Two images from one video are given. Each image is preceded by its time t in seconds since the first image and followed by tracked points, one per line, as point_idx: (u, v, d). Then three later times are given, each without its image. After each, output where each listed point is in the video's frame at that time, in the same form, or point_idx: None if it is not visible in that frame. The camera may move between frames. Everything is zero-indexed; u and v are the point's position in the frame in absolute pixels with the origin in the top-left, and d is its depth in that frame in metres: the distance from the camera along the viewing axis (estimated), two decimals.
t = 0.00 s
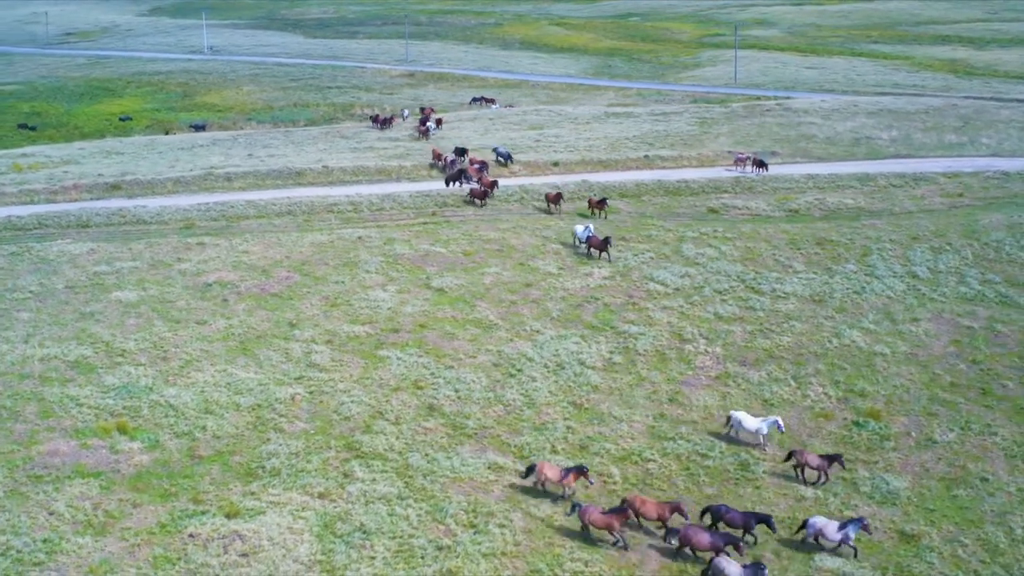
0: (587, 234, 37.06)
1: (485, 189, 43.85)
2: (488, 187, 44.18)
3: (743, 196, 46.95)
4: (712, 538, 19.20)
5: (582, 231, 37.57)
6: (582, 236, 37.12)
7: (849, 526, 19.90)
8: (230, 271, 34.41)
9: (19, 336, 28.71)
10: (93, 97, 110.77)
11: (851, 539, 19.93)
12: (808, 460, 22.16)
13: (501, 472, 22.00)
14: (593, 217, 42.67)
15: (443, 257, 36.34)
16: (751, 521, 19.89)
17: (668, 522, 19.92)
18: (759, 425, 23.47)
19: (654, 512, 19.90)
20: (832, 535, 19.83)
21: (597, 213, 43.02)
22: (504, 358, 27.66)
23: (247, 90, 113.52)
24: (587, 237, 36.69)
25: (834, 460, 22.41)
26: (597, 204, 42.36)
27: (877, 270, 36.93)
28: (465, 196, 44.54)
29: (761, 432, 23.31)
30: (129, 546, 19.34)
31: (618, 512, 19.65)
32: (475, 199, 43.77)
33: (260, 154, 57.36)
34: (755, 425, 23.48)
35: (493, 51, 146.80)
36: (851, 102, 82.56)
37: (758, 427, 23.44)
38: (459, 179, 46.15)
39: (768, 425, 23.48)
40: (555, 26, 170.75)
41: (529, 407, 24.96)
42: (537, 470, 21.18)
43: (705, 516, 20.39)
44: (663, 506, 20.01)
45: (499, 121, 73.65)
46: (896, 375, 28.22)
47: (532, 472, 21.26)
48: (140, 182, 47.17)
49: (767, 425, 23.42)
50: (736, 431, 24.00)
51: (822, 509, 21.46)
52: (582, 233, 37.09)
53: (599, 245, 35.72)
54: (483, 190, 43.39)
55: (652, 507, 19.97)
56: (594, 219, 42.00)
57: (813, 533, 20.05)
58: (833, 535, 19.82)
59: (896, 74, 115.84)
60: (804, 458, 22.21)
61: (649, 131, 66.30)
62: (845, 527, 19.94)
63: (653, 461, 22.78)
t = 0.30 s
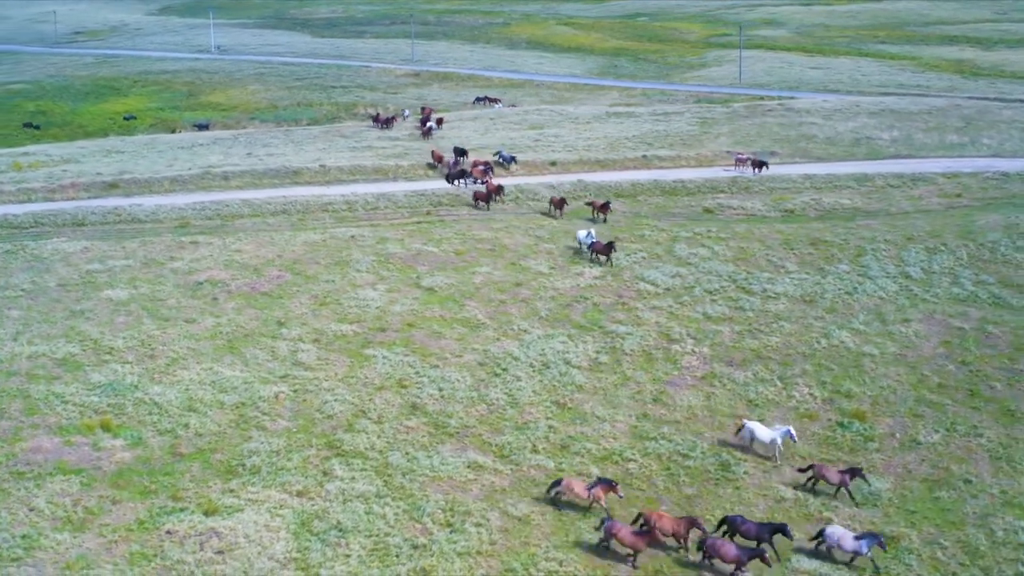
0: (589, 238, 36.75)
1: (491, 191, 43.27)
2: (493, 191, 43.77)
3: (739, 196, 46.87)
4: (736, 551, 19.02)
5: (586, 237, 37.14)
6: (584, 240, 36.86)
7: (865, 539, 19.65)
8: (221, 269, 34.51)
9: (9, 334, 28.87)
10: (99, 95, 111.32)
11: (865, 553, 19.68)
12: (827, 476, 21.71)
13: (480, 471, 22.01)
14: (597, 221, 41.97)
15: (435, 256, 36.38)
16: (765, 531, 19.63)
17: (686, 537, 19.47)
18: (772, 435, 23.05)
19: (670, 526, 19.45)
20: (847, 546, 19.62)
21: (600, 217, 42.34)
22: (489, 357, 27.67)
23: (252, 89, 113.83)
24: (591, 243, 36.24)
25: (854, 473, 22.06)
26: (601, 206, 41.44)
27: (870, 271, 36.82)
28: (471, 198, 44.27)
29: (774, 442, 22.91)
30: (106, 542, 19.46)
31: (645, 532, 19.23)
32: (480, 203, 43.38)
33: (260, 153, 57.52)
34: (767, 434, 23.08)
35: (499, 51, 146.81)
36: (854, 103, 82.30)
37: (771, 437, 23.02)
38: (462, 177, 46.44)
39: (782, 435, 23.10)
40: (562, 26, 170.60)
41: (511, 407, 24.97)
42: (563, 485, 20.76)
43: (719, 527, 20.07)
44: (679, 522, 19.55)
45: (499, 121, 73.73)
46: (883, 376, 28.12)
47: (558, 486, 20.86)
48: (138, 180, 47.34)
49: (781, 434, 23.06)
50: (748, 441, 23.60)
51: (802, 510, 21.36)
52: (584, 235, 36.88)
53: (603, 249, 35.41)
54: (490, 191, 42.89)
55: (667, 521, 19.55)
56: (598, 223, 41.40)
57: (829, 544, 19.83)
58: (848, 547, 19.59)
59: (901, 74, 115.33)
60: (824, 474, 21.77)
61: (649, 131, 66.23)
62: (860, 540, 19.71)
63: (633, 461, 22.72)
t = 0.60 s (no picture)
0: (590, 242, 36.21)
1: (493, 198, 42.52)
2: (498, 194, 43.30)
3: (735, 197, 46.78)
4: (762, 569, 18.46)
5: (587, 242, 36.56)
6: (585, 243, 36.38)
7: (883, 554, 19.01)
8: (213, 268, 34.59)
9: None
10: (104, 95, 111.85)
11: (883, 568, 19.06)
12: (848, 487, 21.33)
13: (460, 471, 22.03)
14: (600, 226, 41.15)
15: (426, 256, 36.39)
16: (783, 543, 19.15)
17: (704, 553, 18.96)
18: (784, 447, 22.80)
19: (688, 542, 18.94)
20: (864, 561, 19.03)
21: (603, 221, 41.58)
22: (475, 357, 27.69)
23: (257, 88, 114.17)
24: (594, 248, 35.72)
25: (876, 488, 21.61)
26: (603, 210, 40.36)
27: (864, 272, 36.69)
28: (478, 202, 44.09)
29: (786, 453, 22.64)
30: (85, 539, 19.56)
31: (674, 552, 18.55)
32: (486, 207, 43.02)
33: (258, 152, 57.66)
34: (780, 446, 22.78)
35: (504, 50, 146.83)
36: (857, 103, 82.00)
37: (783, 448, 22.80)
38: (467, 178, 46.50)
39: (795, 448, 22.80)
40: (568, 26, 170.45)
41: (495, 407, 24.98)
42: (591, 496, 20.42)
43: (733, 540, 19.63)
44: (697, 537, 19.04)
45: (499, 120, 73.81)
46: (870, 377, 28.01)
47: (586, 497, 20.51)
48: (135, 179, 47.50)
49: (794, 447, 22.76)
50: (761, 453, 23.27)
51: (782, 511, 21.27)
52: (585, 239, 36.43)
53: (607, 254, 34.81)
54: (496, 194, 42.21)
55: (686, 537, 19.03)
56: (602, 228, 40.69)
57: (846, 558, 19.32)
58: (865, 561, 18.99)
59: (907, 74, 114.80)
60: (843, 483, 21.46)
61: (648, 131, 66.18)
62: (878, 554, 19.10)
63: (614, 462, 22.68)
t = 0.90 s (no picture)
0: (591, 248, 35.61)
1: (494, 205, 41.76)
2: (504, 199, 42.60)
3: (731, 197, 46.70)
4: None
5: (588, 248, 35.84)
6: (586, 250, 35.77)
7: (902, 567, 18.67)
8: (205, 267, 34.70)
9: None
10: (110, 94, 112.40)
11: None
12: (870, 501, 20.99)
13: (440, 470, 22.06)
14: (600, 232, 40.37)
15: (418, 255, 36.43)
16: (799, 556, 18.90)
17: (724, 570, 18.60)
18: (797, 458, 22.46)
19: (707, 559, 18.56)
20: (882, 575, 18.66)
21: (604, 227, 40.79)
22: (461, 357, 27.71)
23: (262, 87, 114.53)
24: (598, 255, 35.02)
25: (896, 504, 21.32)
26: (606, 215, 39.48)
27: (856, 273, 36.58)
28: (482, 204, 43.64)
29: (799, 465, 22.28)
30: (63, 536, 19.67)
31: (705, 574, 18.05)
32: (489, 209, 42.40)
33: (258, 151, 57.81)
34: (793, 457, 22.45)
35: (510, 50, 146.84)
36: (860, 104, 81.72)
37: (796, 460, 22.41)
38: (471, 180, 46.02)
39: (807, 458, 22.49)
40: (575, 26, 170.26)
41: (478, 407, 24.99)
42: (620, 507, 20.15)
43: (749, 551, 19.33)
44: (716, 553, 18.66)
45: (499, 120, 73.86)
46: (858, 378, 27.90)
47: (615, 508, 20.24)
48: (133, 179, 47.69)
49: (806, 457, 22.45)
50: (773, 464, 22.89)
51: (761, 513, 21.19)
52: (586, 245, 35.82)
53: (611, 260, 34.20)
54: (500, 197, 41.59)
55: (704, 554, 18.65)
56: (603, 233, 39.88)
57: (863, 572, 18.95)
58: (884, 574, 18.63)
59: (913, 74, 114.25)
60: (865, 499, 21.05)
61: (648, 131, 66.12)
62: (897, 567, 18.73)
63: (594, 462, 22.66)
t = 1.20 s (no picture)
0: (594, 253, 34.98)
1: (495, 208, 41.16)
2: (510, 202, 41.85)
3: (727, 197, 46.62)
4: None
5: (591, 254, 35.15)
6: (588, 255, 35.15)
7: None
8: (196, 266, 34.82)
9: None
10: (116, 93, 112.86)
11: None
12: (890, 517, 20.54)
13: (420, 469, 22.08)
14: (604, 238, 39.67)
15: (410, 255, 36.48)
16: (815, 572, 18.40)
17: None
18: (810, 472, 22.07)
19: None
20: None
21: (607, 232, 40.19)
22: (447, 356, 27.74)
23: (267, 87, 114.82)
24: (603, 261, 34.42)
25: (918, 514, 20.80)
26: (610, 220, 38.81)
27: (849, 273, 36.47)
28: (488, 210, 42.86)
29: (814, 478, 21.93)
30: (41, 532, 19.78)
31: None
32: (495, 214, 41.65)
33: (257, 151, 57.95)
34: (805, 471, 22.06)
35: (516, 50, 146.82)
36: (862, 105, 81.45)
37: (811, 473, 22.03)
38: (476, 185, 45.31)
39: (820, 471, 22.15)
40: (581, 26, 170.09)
41: (461, 406, 25.01)
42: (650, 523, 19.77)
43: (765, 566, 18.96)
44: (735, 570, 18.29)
45: (499, 120, 73.88)
46: (845, 380, 27.80)
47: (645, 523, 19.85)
48: (130, 178, 47.89)
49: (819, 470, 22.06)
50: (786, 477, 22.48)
51: (739, 514, 21.13)
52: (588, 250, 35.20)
53: (616, 265, 33.61)
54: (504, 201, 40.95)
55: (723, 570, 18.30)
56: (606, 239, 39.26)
57: None
58: None
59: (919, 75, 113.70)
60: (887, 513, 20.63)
61: (648, 131, 66.03)
62: None
63: (574, 462, 22.65)
